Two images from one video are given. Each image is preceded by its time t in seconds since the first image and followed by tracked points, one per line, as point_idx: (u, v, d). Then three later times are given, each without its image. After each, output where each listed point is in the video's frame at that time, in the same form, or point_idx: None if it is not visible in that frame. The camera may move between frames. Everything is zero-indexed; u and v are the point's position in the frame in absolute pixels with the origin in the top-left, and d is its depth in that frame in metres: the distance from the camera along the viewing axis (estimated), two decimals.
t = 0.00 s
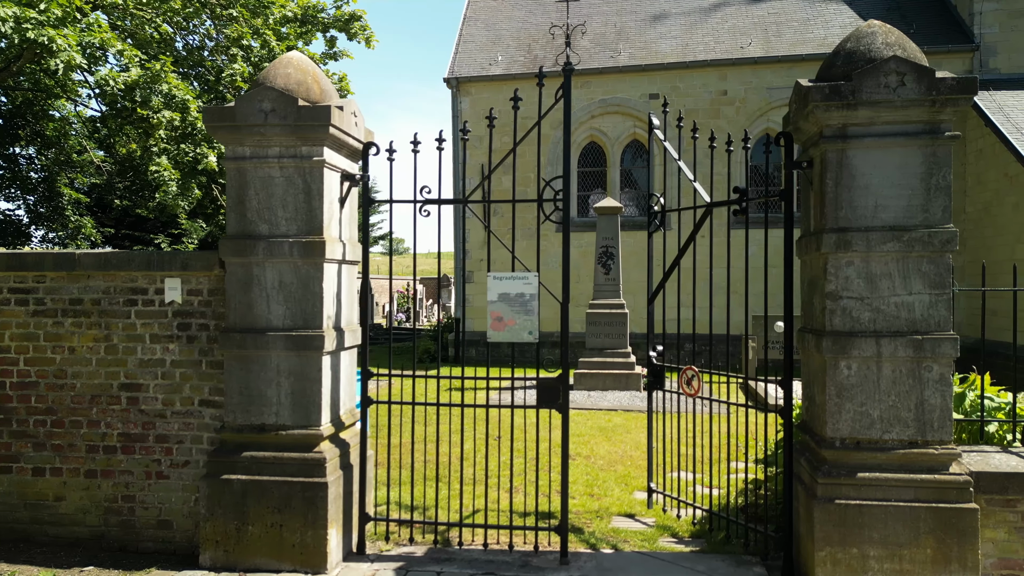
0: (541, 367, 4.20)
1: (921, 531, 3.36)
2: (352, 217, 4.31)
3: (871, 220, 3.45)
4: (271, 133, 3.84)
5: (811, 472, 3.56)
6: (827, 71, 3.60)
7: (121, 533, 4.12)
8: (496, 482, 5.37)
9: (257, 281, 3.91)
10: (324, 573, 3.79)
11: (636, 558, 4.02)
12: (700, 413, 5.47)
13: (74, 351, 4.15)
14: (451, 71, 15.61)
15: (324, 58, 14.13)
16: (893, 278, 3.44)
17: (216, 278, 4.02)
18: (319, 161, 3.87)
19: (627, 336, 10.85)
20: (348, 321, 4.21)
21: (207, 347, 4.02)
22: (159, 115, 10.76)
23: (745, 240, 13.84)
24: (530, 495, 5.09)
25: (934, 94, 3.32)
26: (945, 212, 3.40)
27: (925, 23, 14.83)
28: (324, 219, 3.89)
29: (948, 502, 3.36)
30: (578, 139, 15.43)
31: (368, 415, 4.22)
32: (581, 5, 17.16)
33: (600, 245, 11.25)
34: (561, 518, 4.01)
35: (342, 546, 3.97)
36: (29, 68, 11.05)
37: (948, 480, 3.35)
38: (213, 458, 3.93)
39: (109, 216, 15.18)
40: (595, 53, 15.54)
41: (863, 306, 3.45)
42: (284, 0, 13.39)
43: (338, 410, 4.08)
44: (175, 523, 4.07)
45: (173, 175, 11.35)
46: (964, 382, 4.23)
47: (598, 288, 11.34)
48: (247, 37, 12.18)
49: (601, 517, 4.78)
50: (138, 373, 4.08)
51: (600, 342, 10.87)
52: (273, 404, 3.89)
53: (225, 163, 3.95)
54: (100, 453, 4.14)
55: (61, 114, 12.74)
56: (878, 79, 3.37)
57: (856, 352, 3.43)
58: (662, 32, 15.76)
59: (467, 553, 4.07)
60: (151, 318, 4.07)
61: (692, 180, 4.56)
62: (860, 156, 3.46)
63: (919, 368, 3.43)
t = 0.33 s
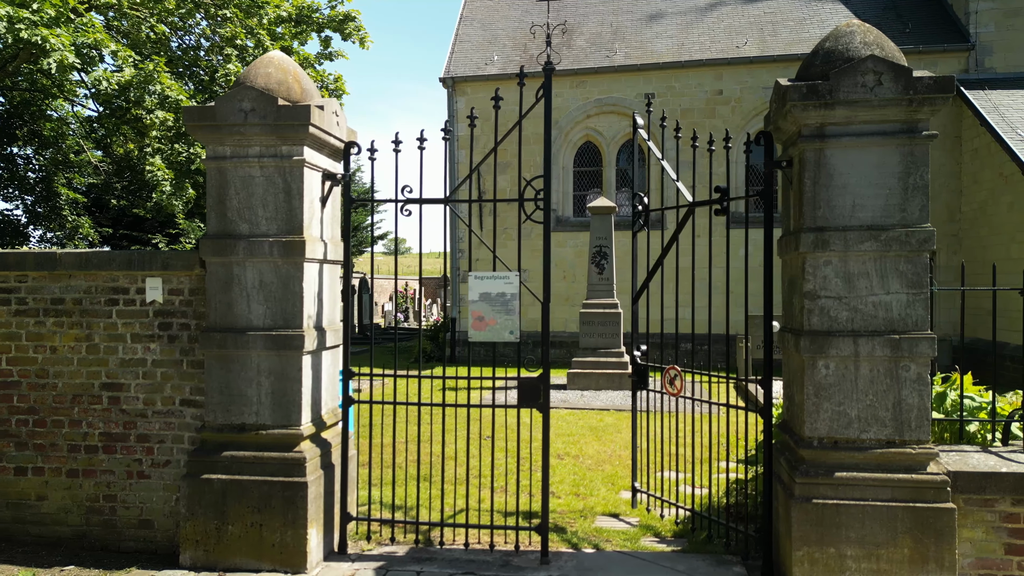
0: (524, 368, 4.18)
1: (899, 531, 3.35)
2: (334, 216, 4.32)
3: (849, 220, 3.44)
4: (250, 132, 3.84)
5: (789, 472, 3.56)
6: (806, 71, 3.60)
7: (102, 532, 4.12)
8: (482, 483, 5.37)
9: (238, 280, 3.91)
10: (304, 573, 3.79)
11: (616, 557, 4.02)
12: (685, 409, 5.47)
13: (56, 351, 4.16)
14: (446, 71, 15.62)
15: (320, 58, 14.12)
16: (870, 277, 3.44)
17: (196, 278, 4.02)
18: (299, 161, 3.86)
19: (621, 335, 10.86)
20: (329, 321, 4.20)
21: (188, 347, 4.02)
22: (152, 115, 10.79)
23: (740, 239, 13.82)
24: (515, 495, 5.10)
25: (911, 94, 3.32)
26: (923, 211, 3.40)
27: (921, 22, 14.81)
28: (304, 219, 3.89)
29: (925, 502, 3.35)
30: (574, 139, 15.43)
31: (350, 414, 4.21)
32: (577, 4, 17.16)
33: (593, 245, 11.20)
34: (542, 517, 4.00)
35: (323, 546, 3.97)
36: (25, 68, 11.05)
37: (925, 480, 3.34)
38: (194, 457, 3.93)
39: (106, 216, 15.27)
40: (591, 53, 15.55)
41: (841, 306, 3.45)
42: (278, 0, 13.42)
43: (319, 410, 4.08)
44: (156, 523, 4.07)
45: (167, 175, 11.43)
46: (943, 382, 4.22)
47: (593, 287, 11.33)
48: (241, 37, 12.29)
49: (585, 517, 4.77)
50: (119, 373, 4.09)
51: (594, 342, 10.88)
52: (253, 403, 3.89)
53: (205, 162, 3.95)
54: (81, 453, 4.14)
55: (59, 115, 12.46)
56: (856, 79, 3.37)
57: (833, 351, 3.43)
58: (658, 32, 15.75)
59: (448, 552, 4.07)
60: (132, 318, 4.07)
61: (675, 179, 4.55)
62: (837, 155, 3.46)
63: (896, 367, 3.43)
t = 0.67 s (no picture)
0: (504, 368, 4.17)
1: (876, 531, 3.34)
2: (316, 216, 4.31)
3: (828, 219, 3.44)
4: (230, 132, 3.84)
5: (768, 471, 3.55)
6: (785, 71, 3.59)
7: (84, 532, 4.13)
8: (468, 483, 5.37)
9: (218, 281, 3.91)
10: (283, 573, 3.78)
11: (597, 558, 4.01)
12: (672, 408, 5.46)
13: (38, 351, 4.16)
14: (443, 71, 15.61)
15: (316, 58, 14.11)
16: (848, 277, 3.43)
17: (178, 278, 4.02)
18: (279, 161, 3.85)
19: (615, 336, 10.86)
20: (311, 321, 4.20)
21: (169, 347, 4.02)
22: (145, 116, 10.73)
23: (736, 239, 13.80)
24: (501, 494, 5.11)
25: (889, 93, 3.31)
26: (901, 211, 3.39)
27: (918, 21, 14.77)
28: (284, 218, 3.89)
29: (903, 502, 3.34)
30: (570, 139, 15.43)
31: (332, 414, 4.21)
32: (574, 4, 17.14)
33: (588, 244, 11.26)
34: (523, 517, 4.00)
35: (303, 546, 3.97)
36: (23, 68, 11.02)
37: (903, 480, 3.33)
38: (175, 457, 3.93)
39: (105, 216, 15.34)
40: (586, 52, 15.54)
41: (819, 306, 3.44)
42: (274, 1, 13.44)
43: (301, 409, 4.08)
44: (138, 523, 4.08)
45: (160, 176, 11.47)
46: (924, 382, 4.21)
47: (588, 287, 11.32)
48: (235, 37, 12.27)
49: (569, 517, 4.77)
50: (100, 372, 4.09)
51: (589, 342, 10.89)
52: (234, 403, 3.89)
53: (185, 162, 3.94)
54: (63, 453, 4.14)
55: (57, 115, 12.31)
56: (833, 78, 3.36)
57: (812, 351, 3.42)
58: (655, 31, 15.74)
59: (429, 553, 4.07)
60: (114, 318, 4.07)
61: (658, 179, 4.55)
62: (816, 155, 3.45)
63: (875, 367, 3.42)
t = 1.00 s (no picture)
0: (486, 368, 4.16)
1: (857, 532, 3.32)
2: (300, 216, 4.31)
3: (808, 219, 3.42)
4: (212, 131, 3.83)
5: (749, 472, 3.54)
6: (766, 70, 3.58)
7: (67, 533, 4.13)
8: (455, 484, 5.36)
9: (199, 280, 3.90)
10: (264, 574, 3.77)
11: (579, 559, 4.00)
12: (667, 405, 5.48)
13: (21, 351, 4.16)
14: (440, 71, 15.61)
15: (312, 58, 14.10)
16: (829, 277, 3.41)
17: (160, 278, 4.01)
18: (261, 160, 3.85)
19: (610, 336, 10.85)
20: (295, 321, 4.20)
21: (151, 347, 4.01)
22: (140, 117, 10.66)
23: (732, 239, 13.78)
24: (487, 495, 5.12)
25: (869, 92, 3.30)
26: (881, 210, 3.38)
27: (916, 20, 14.74)
28: (266, 218, 3.88)
29: (884, 503, 3.32)
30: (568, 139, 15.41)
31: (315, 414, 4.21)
32: (572, 4, 17.12)
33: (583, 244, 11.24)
34: (505, 518, 3.98)
35: (285, 547, 3.96)
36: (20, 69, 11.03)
37: (884, 481, 3.32)
38: (156, 457, 3.92)
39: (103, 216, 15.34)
40: (583, 52, 15.53)
41: (800, 305, 3.43)
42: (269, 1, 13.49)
43: (284, 410, 4.07)
44: (120, 523, 4.08)
45: (155, 176, 11.50)
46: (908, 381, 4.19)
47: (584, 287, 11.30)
48: (229, 38, 12.29)
49: (555, 518, 4.75)
50: (82, 373, 4.09)
51: (584, 342, 10.87)
52: (215, 404, 3.88)
53: (167, 162, 3.93)
54: (46, 453, 4.14)
55: (56, 115, 12.21)
56: (814, 77, 3.35)
57: (793, 351, 3.41)
58: (652, 30, 15.73)
59: (412, 553, 4.05)
60: (96, 318, 4.07)
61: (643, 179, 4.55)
62: (796, 154, 3.44)
63: (855, 367, 3.40)
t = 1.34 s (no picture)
0: (467, 368, 4.15)
1: (835, 534, 3.30)
2: (281, 216, 4.28)
3: (788, 219, 3.40)
4: (191, 130, 3.82)
5: (729, 473, 3.53)
6: (746, 69, 3.56)
7: (48, 533, 4.12)
8: (441, 484, 5.34)
9: (179, 280, 3.89)
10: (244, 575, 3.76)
11: (561, 560, 3.98)
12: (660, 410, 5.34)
13: (2, 351, 4.16)
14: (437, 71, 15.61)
15: (308, 58, 14.11)
16: (809, 277, 3.39)
17: (140, 278, 4.01)
18: (241, 160, 3.83)
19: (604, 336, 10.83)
20: (276, 321, 4.18)
21: (131, 347, 4.01)
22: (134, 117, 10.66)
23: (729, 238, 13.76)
24: (473, 496, 5.11)
25: (848, 91, 3.29)
26: (861, 210, 3.37)
27: (914, 19, 14.71)
28: (246, 218, 3.86)
29: (862, 505, 3.31)
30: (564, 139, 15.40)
31: (296, 414, 4.19)
32: (569, 3, 17.11)
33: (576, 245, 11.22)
34: (486, 519, 3.96)
35: (265, 548, 3.94)
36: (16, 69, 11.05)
37: (863, 482, 3.30)
38: (136, 457, 3.92)
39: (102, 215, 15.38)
40: (581, 52, 15.51)
41: (779, 306, 3.41)
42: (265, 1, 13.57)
43: (264, 410, 4.06)
44: (101, 523, 4.07)
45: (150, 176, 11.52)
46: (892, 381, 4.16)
47: (580, 286, 11.28)
48: (223, 37, 12.37)
49: (539, 518, 4.74)
50: (63, 373, 4.08)
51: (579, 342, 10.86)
52: (195, 404, 3.87)
53: (147, 162, 3.91)
54: (27, 453, 4.14)
55: (55, 116, 12.22)
56: (792, 76, 3.33)
57: (772, 352, 3.39)
58: (649, 30, 15.71)
59: (393, 554, 4.04)
60: (77, 318, 4.06)
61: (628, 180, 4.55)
62: (776, 153, 3.42)
63: (835, 368, 3.39)
